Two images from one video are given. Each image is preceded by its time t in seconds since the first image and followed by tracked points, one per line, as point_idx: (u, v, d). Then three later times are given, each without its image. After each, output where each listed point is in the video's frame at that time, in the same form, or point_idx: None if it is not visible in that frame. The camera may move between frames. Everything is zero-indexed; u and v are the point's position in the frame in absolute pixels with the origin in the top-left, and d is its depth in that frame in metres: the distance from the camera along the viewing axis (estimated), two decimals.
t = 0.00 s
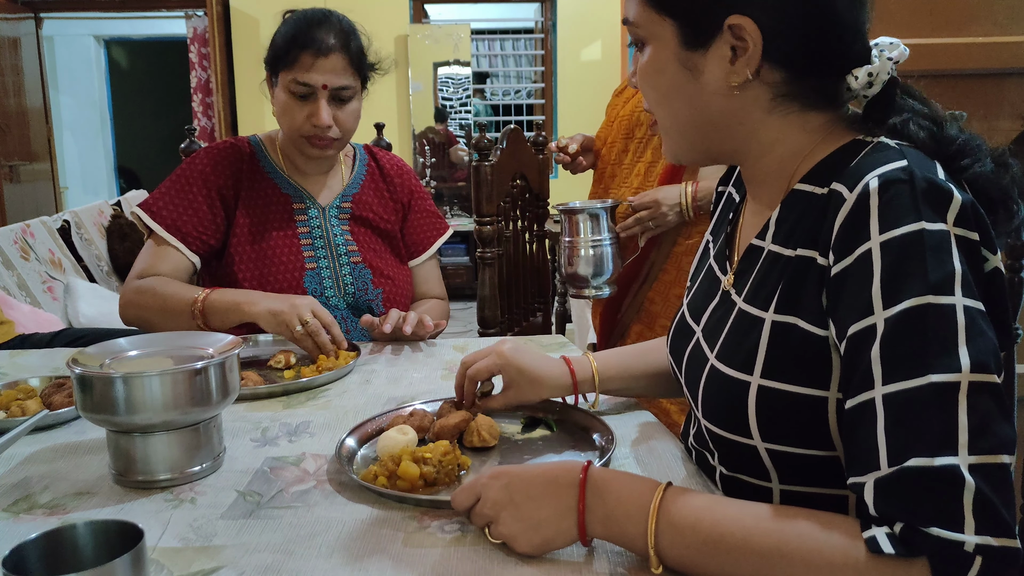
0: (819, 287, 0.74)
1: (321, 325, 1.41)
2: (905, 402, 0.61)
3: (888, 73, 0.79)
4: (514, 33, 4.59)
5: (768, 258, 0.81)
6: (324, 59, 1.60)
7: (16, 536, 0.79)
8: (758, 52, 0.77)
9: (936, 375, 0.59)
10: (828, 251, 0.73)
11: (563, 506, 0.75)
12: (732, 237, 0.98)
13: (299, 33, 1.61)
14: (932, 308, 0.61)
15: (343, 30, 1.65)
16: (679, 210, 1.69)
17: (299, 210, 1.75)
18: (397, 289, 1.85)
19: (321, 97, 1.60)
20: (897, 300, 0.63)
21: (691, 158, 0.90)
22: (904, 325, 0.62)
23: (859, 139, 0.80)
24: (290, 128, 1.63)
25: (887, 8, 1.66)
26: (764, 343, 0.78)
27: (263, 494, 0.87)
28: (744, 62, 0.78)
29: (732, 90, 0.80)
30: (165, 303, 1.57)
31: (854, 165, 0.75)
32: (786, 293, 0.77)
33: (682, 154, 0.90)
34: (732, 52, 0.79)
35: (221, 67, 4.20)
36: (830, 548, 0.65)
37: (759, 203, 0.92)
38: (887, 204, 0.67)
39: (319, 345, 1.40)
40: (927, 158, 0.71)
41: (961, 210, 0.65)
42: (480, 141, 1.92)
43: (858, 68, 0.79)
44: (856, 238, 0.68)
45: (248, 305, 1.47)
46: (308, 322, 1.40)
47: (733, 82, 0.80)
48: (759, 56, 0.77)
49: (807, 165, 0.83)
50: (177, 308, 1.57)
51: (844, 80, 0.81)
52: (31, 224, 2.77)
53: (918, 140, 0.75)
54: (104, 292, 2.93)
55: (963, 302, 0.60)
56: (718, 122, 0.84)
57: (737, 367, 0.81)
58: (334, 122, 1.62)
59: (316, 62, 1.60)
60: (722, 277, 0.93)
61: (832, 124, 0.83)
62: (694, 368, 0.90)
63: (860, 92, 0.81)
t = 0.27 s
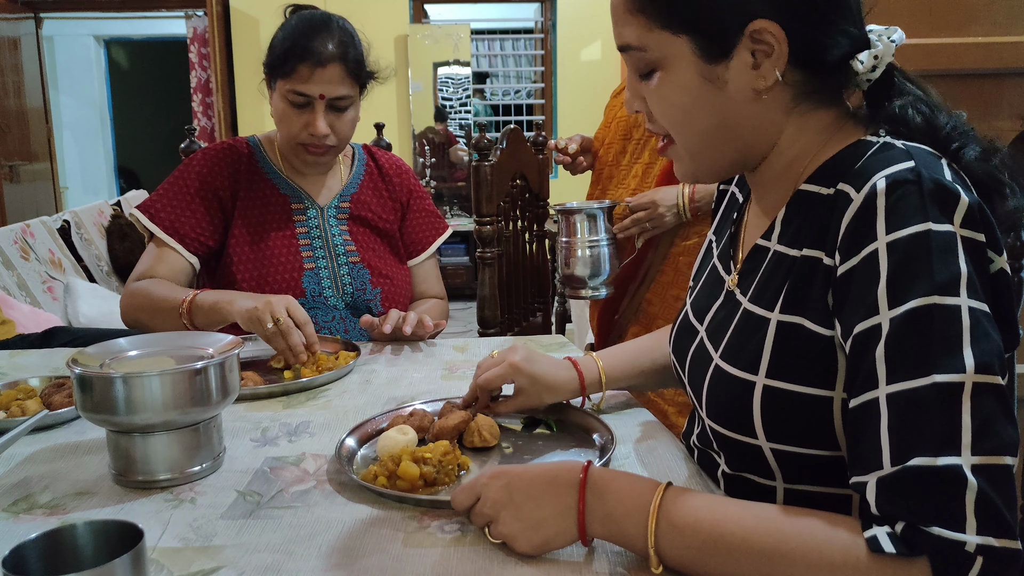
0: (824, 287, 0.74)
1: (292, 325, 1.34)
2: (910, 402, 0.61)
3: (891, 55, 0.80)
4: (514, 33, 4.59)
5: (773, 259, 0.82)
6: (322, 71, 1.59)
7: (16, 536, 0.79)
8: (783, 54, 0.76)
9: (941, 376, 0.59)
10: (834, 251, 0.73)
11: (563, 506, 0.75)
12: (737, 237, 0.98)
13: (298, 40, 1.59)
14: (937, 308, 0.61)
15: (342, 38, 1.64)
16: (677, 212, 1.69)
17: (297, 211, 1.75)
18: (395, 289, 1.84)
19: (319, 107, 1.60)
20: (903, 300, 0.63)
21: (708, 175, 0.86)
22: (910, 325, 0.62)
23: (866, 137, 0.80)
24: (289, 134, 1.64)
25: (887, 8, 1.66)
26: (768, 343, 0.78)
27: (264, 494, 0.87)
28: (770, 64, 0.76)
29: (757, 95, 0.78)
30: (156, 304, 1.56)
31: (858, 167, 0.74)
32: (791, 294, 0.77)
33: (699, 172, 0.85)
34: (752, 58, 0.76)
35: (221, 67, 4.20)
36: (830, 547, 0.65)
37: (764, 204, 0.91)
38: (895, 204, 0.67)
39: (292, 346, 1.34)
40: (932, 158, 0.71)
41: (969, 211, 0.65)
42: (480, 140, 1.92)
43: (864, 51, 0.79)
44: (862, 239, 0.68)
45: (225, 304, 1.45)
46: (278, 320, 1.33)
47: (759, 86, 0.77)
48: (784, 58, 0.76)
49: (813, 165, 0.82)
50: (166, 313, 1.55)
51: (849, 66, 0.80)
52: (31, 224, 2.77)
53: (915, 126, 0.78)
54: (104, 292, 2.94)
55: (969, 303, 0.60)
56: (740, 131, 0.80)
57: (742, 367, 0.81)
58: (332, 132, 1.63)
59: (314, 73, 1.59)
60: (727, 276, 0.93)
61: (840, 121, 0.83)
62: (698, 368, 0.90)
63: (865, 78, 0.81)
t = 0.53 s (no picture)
0: (824, 288, 0.73)
1: (310, 325, 1.39)
2: (910, 402, 0.61)
3: (886, 50, 0.81)
4: (514, 33, 4.59)
5: (775, 259, 0.82)
6: (321, 74, 1.59)
7: (16, 536, 0.79)
8: (792, 58, 0.75)
9: (941, 376, 0.59)
10: (835, 252, 0.73)
11: (563, 506, 0.75)
12: (738, 236, 0.98)
13: (296, 43, 1.59)
14: (938, 309, 0.61)
15: (342, 40, 1.64)
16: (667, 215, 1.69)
17: (296, 211, 1.75)
18: (395, 289, 1.85)
19: (318, 110, 1.60)
20: (903, 301, 0.63)
21: (717, 182, 0.85)
22: (910, 326, 0.62)
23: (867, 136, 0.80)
24: (287, 136, 1.65)
25: (887, 8, 1.66)
26: (769, 343, 0.78)
27: (262, 494, 0.87)
28: (780, 69, 0.76)
29: (768, 100, 0.78)
30: (159, 302, 1.57)
31: (857, 169, 0.74)
32: (792, 294, 0.77)
33: (708, 180, 0.84)
34: (761, 64, 0.76)
35: (221, 67, 4.21)
36: (830, 547, 0.65)
37: (765, 204, 0.91)
38: (897, 204, 0.67)
39: (308, 346, 1.38)
40: (933, 158, 0.71)
41: (970, 211, 0.65)
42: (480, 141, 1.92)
43: (859, 46, 0.80)
44: (863, 239, 0.68)
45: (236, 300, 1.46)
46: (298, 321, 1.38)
47: (770, 92, 0.77)
48: (793, 61, 0.76)
49: (816, 164, 0.81)
50: (170, 309, 1.56)
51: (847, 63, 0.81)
52: (31, 224, 2.77)
53: (911, 123, 0.79)
54: (104, 292, 2.94)
55: (969, 304, 0.60)
56: (748, 139, 0.80)
57: (743, 368, 0.81)
58: (331, 135, 1.63)
59: (314, 76, 1.58)
60: (728, 276, 0.93)
61: (843, 121, 0.83)
62: (699, 368, 0.90)
63: (863, 73, 0.81)
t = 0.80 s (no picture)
0: (829, 288, 0.73)
1: (313, 329, 1.40)
2: (915, 402, 0.60)
3: (888, 49, 0.80)
4: (514, 33, 4.59)
5: (776, 260, 0.82)
6: (321, 76, 1.58)
7: (15, 536, 0.79)
8: (799, 63, 0.75)
9: (945, 377, 0.59)
10: (839, 252, 0.73)
11: (563, 506, 0.75)
12: (738, 237, 0.98)
13: (294, 47, 1.58)
14: (941, 310, 0.61)
15: (341, 42, 1.64)
16: (654, 221, 1.70)
17: (295, 212, 1.74)
18: (395, 290, 1.84)
19: (317, 111, 1.60)
20: (907, 302, 0.63)
21: (720, 185, 0.85)
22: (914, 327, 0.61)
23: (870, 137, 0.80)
24: (286, 137, 1.65)
25: (888, 7, 1.66)
26: (773, 343, 0.78)
27: (262, 494, 0.87)
28: (787, 75, 0.76)
29: (776, 106, 0.77)
30: (155, 301, 1.57)
31: (859, 172, 0.75)
32: (796, 294, 0.77)
33: (714, 182, 0.84)
34: (768, 69, 0.75)
35: (221, 67, 4.21)
36: (831, 548, 0.65)
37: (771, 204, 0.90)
38: (902, 206, 0.67)
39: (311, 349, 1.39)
40: (938, 159, 0.71)
41: (975, 213, 0.65)
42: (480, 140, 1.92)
43: (860, 46, 0.80)
44: (869, 241, 0.68)
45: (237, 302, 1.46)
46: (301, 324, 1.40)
47: (778, 98, 0.77)
48: (802, 64, 0.75)
49: (821, 165, 0.82)
50: (167, 308, 1.56)
51: (848, 63, 0.81)
52: (31, 224, 2.77)
53: (914, 121, 0.79)
54: (104, 292, 2.94)
55: (973, 306, 0.60)
56: (754, 145, 0.80)
57: (746, 368, 0.81)
58: (330, 136, 1.63)
59: (314, 78, 1.58)
60: (728, 278, 0.93)
61: (845, 122, 0.83)
62: (701, 369, 0.90)
63: (864, 73, 0.81)
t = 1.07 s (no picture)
0: (837, 287, 0.74)
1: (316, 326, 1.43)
2: (919, 403, 0.61)
3: (887, 50, 0.80)
4: (514, 33, 4.59)
5: (779, 261, 0.82)
6: (320, 76, 1.59)
7: (16, 536, 0.79)
8: (802, 69, 0.75)
9: (950, 378, 0.59)
10: (847, 253, 0.73)
11: (563, 507, 0.75)
12: (733, 235, 0.98)
13: (293, 46, 1.59)
14: (948, 311, 0.61)
15: (340, 41, 1.64)
16: (638, 223, 1.70)
17: (295, 212, 1.74)
18: (395, 290, 1.84)
19: (316, 112, 1.60)
20: (913, 303, 0.63)
21: (722, 194, 0.85)
22: (920, 327, 0.62)
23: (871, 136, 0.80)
24: (285, 137, 1.65)
25: (887, 7, 1.66)
26: (779, 344, 0.78)
27: (264, 494, 0.87)
28: (790, 80, 0.76)
29: (779, 112, 0.77)
30: (156, 302, 1.57)
31: (862, 175, 0.75)
32: (801, 295, 0.77)
33: (718, 190, 0.84)
34: (770, 75, 0.75)
35: (221, 67, 4.21)
36: (831, 548, 0.66)
37: (767, 208, 0.90)
38: (910, 206, 0.67)
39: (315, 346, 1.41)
40: (945, 158, 0.72)
41: (983, 214, 0.65)
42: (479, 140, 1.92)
43: (858, 48, 0.80)
44: (876, 241, 0.69)
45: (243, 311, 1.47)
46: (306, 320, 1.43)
47: (780, 103, 0.77)
48: (803, 70, 0.76)
49: (821, 167, 0.82)
50: (166, 310, 1.56)
51: (847, 65, 0.81)
52: (30, 224, 2.77)
53: (919, 122, 0.79)
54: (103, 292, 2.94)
55: (980, 307, 0.60)
56: (759, 150, 0.79)
57: (748, 370, 0.81)
58: (328, 136, 1.63)
59: (312, 78, 1.58)
60: (723, 281, 0.93)
61: (844, 125, 0.83)
62: (700, 370, 0.90)
63: (863, 75, 0.81)
